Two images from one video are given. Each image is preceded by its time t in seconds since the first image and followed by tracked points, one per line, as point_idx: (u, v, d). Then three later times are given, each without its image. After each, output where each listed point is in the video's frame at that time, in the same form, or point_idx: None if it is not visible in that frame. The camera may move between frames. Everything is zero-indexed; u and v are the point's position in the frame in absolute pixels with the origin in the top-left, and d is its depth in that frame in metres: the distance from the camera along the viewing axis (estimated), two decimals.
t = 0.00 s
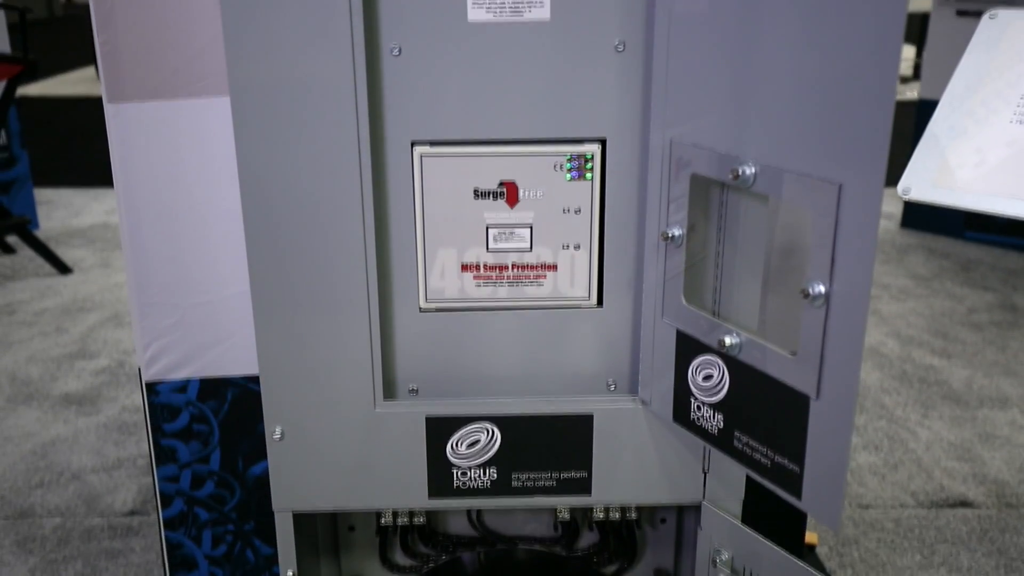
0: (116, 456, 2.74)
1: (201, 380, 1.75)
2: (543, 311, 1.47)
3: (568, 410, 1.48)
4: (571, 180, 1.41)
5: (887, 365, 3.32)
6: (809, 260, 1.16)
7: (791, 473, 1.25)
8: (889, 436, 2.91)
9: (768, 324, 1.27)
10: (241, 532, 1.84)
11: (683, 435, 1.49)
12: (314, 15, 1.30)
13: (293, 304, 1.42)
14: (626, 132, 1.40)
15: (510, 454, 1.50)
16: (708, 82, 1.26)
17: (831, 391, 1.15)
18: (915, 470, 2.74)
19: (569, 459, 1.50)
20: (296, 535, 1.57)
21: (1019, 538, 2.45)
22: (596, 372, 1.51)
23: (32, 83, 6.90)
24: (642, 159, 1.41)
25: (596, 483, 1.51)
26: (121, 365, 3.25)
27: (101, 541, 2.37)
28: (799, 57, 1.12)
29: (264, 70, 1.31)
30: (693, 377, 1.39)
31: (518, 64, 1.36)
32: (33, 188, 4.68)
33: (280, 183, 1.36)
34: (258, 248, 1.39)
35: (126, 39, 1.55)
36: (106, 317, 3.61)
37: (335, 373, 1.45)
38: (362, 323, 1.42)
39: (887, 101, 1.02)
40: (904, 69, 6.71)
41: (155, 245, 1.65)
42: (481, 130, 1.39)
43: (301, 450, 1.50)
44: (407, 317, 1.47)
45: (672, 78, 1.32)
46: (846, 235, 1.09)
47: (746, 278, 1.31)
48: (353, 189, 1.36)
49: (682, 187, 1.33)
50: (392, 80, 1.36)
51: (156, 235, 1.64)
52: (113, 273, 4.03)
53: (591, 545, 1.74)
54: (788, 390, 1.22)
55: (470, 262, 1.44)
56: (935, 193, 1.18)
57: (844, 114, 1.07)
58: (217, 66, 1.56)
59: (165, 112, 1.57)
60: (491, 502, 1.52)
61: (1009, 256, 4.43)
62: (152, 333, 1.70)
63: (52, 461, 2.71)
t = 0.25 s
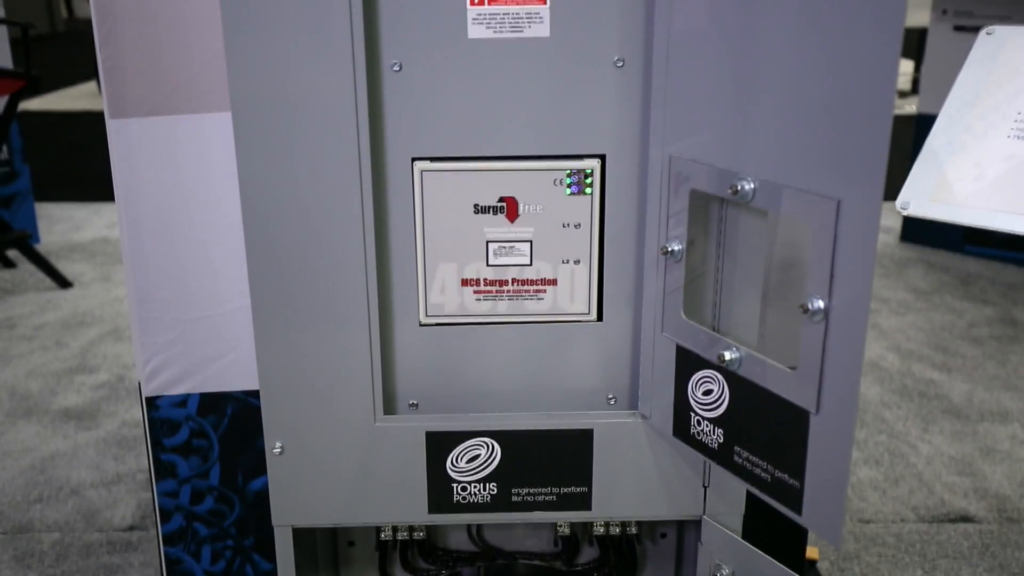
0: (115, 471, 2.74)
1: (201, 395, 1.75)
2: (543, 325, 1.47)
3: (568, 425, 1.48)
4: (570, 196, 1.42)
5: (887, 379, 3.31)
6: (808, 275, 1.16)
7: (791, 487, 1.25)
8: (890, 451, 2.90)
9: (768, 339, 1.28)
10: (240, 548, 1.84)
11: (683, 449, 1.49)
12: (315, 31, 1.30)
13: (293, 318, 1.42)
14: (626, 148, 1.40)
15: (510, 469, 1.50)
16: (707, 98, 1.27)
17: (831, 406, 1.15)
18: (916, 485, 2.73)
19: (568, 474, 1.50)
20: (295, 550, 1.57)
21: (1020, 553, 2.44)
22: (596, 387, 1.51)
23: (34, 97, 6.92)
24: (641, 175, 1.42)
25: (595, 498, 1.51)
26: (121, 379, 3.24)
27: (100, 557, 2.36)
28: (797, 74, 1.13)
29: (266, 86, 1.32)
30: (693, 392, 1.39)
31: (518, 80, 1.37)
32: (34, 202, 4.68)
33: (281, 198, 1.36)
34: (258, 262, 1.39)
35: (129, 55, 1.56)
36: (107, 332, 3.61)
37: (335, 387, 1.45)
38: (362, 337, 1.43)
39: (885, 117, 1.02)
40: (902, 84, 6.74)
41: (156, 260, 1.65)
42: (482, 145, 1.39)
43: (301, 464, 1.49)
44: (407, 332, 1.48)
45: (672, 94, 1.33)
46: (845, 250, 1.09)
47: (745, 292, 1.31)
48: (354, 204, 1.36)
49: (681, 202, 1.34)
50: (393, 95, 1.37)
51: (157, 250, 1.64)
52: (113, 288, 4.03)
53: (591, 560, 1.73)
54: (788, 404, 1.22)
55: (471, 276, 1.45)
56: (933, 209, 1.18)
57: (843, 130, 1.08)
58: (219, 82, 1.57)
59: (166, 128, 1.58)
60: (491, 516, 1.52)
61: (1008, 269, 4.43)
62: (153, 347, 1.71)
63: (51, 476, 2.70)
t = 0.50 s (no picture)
0: (114, 484, 2.73)
1: (201, 409, 1.75)
2: (543, 339, 1.48)
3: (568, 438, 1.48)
4: (570, 210, 1.42)
5: (887, 392, 3.31)
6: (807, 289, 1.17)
7: (791, 501, 1.25)
8: (891, 464, 2.90)
9: (768, 353, 1.28)
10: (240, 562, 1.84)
11: (683, 463, 1.49)
12: (316, 47, 1.31)
13: (294, 333, 1.42)
14: (625, 162, 1.41)
15: (510, 483, 1.50)
16: (706, 113, 1.28)
17: (830, 420, 1.15)
18: (917, 498, 2.72)
19: (568, 488, 1.50)
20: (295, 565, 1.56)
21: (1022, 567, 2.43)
22: (595, 401, 1.51)
23: (35, 110, 6.93)
24: (641, 189, 1.42)
25: (596, 512, 1.51)
26: (121, 392, 3.24)
27: (98, 571, 2.35)
28: (795, 89, 1.13)
29: (267, 102, 1.33)
30: (692, 407, 1.39)
31: (518, 95, 1.38)
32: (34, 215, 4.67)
33: (282, 213, 1.37)
34: (259, 277, 1.39)
35: (130, 70, 1.57)
36: (107, 345, 3.61)
37: (335, 401, 1.45)
38: (363, 351, 1.43)
39: (884, 133, 1.03)
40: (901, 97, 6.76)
41: (157, 275, 1.66)
42: (481, 160, 1.40)
43: (300, 479, 1.49)
44: (407, 346, 1.48)
45: (671, 110, 1.34)
46: (843, 264, 1.10)
47: (745, 306, 1.31)
48: (354, 219, 1.37)
49: (680, 217, 1.35)
50: (393, 110, 1.38)
51: (157, 264, 1.65)
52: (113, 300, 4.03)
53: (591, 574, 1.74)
54: (788, 419, 1.22)
55: (470, 290, 1.45)
56: (931, 223, 1.18)
57: (841, 145, 1.08)
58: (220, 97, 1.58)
59: (167, 143, 1.59)
60: (491, 531, 1.52)
61: (1008, 282, 4.44)
62: (153, 362, 1.71)
63: (50, 489, 2.70)
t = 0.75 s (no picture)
0: (113, 497, 2.72)
1: (201, 421, 1.75)
2: (543, 352, 1.48)
3: (568, 451, 1.47)
4: (570, 223, 1.43)
5: (888, 404, 3.31)
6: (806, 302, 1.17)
7: (791, 515, 1.25)
8: (892, 476, 2.89)
9: (768, 366, 1.28)
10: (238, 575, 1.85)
11: (682, 476, 1.49)
12: (316, 60, 1.31)
13: (295, 346, 1.42)
14: (625, 176, 1.41)
15: (510, 496, 1.49)
16: (705, 126, 1.28)
17: (830, 433, 1.15)
18: (918, 510, 2.72)
19: (568, 501, 1.50)
20: None
21: None
22: (595, 414, 1.51)
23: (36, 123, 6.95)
24: (640, 202, 1.43)
25: (596, 525, 1.51)
26: (121, 405, 3.23)
27: None
28: (794, 103, 1.14)
29: (268, 115, 1.33)
30: (692, 419, 1.39)
31: (518, 109, 1.38)
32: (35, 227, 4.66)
33: (282, 226, 1.37)
34: (259, 289, 1.39)
35: (131, 84, 1.58)
36: (106, 357, 3.60)
37: (335, 414, 1.45)
38: (363, 364, 1.43)
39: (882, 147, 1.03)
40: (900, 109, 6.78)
41: (158, 288, 1.66)
42: (481, 174, 1.40)
43: (301, 492, 1.49)
44: (407, 358, 1.48)
45: (670, 123, 1.34)
46: (842, 278, 1.10)
47: (745, 319, 1.32)
48: (354, 231, 1.37)
49: (680, 229, 1.35)
50: (394, 124, 1.38)
51: (158, 277, 1.65)
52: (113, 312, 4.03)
53: None
54: (787, 432, 1.22)
55: (470, 303, 1.45)
56: (931, 236, 1.18)
57: (840, 159, 1.09)
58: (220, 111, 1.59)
59: (169, 156, 1.59)
60: (491, 544, 1.52)
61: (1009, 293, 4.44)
62: (154, 374, 1.71)
63: (49, 502, 2.69)
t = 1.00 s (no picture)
0: (113, 508, 2.71)
1: (201, 433, 1.75)
2: (543, 363, 1.48)
3: (568, 462, 1.47)
4: (570, 235, 1.43)
5: (888, 415, 3.30)
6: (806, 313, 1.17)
7: (791, 526, 1.24)
8: (893, 487, 2.88)
9: (768, 377, 1.28)
10: None
11: (682, 487, 1.48)
12: (317, 72, 1.32)
13: (295, 358, 1.42)
14: (624, 187, 1.42)
15: (510, 507, 1.49)
16: (705, 138, 1.29)
17: (830, 445, 1.15)
18: (920, 522, 2.71)
19: (568, 513, 1.49)
20: None
21: None
22: (595, 425, 1.51)
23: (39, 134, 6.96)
24: (640, 214, 1.43)
25: (596, 537, 1.50)
26: (120, 417, 3.22)
27: None
28: (792, 115, 1.14)
29: (268, 127, 1.33)
30: (692, 431, 1.39)
31: (518, 120, 1.39)
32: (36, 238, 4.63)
33: (283, 237, 1.37)
34: (260, 300, 1.40)
35: (132, 95, 1.58)
36: (106, 368, 3.60)
37: (335, 425, 1.45)
38: (363, 376, 1.43)
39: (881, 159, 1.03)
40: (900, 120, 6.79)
41: (158, 299, 1.66)
42: (481, 185, 1.41)
43: (301, 504, 1.49)
44: (407, 370, 1.48)
45: (669, 135, 1.35)
46: (841, 289, 1.10)
47: (745, 330, 1.32)
48: (355, 242, 1.37)
49: (679, 241, 1.35)
50: (394, 135, 1.38)
51: (158, 288, 1.66)
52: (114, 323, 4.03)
53: None
54: (787, 444, 1.22)
55: (471, 314, 1.45)
56: (930, 248, 1.18)
57: (839, 171, 1.09)
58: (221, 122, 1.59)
59: (169, 167, 1.60)
60: (491, 556, 1.51)
61: (1010, 304, 4.43)
62: (154, 386, 1.71)
63: (48, 513, 2.68)
